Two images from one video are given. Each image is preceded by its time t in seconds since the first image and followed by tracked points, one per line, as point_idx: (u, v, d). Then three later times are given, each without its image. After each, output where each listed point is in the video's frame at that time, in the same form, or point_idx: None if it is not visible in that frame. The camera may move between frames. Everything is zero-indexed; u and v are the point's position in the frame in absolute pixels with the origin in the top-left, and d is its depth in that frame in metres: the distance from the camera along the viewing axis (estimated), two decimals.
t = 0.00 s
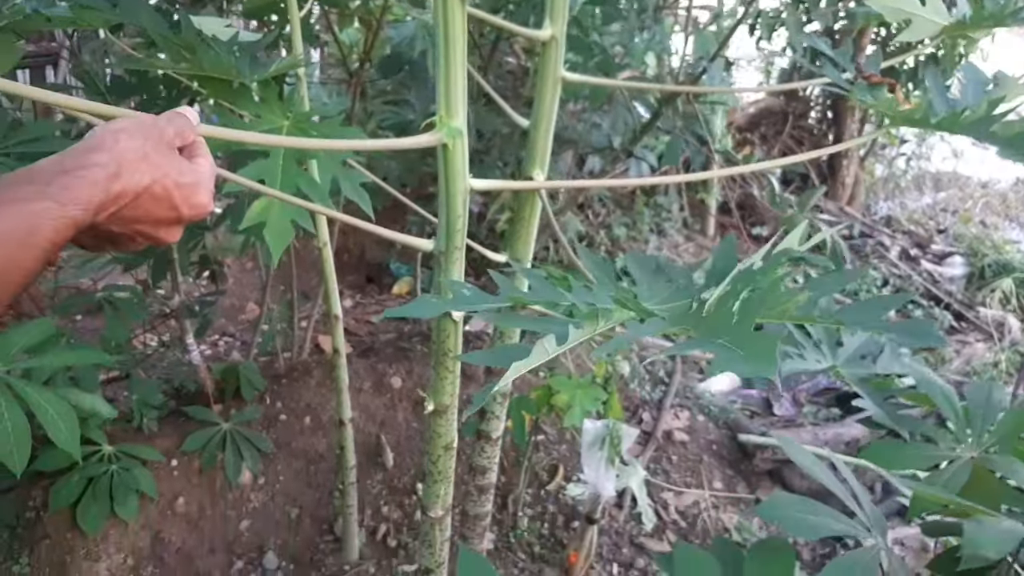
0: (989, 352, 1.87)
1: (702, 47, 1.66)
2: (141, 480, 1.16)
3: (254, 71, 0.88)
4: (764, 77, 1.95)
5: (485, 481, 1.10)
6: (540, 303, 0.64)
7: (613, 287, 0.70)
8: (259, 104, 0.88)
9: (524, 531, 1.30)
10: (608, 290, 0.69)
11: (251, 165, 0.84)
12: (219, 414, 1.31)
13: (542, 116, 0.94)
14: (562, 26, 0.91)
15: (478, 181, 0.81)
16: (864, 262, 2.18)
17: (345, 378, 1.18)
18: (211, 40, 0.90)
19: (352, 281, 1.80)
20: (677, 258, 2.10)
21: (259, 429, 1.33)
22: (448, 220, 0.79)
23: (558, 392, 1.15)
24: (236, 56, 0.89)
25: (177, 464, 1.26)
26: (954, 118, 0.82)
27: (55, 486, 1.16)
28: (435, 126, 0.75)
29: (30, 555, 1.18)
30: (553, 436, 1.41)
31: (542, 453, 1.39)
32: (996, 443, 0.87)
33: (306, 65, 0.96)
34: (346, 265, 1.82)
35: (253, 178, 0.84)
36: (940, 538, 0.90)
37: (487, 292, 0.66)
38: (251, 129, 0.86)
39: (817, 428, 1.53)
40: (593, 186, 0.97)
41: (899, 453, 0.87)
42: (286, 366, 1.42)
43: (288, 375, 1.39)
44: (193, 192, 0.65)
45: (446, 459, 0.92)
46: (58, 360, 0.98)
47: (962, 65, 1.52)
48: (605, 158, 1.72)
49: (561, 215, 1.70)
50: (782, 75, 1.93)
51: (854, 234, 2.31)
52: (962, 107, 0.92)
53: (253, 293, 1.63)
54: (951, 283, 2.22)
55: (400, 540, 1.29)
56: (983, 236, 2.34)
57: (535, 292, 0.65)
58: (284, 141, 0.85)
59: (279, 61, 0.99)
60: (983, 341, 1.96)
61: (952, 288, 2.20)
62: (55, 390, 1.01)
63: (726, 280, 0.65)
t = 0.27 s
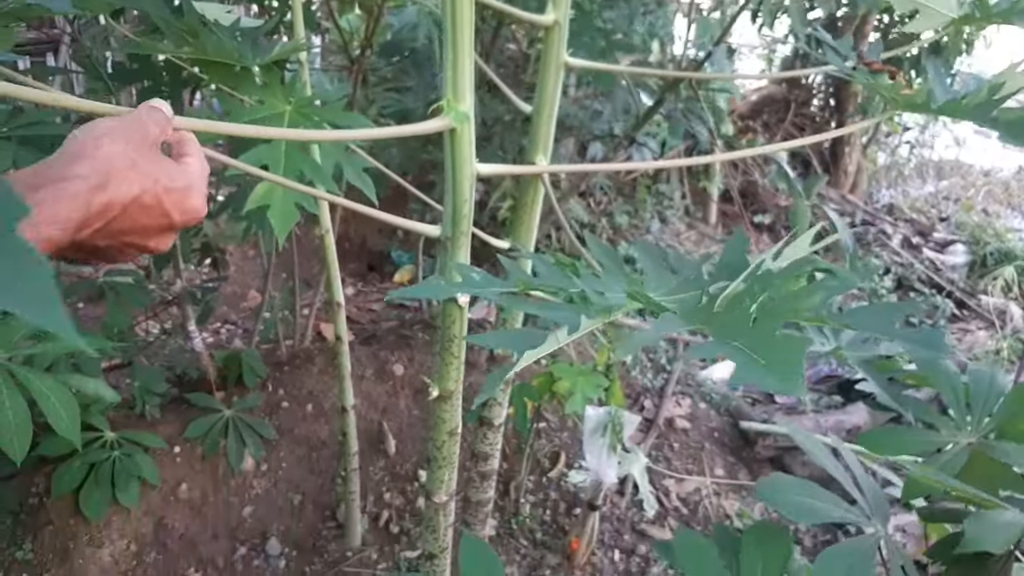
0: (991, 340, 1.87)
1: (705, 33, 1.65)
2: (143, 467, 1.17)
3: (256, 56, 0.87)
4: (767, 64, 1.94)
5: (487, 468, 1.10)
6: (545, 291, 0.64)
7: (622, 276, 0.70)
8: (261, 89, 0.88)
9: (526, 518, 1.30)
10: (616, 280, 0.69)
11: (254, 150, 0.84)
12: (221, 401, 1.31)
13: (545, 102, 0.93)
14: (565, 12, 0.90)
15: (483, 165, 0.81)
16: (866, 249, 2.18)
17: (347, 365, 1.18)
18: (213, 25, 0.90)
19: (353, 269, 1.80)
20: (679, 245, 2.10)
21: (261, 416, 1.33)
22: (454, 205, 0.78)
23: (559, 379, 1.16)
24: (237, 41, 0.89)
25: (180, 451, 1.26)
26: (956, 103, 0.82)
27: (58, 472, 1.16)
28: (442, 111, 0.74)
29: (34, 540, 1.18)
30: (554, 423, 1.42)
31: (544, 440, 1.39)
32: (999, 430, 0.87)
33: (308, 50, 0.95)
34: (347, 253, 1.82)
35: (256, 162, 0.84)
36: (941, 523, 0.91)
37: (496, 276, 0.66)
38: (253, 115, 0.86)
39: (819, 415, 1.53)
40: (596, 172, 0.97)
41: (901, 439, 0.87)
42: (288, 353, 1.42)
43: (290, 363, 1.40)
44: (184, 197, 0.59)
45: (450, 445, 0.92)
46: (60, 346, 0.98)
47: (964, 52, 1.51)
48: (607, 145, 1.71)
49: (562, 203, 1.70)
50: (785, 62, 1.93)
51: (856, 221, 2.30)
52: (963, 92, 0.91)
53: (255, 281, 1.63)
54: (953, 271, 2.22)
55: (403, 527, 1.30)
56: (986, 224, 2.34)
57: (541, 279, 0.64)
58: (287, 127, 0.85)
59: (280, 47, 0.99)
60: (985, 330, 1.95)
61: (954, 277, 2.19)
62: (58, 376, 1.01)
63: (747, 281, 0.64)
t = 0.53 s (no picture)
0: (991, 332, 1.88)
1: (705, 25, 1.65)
2: (144, 461, 1.17)
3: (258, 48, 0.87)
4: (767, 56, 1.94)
5: (489, 459, 1.10)
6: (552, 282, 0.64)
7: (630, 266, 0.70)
8: (264, 81, 0.88)
9: (527, 509, 1.30)
10: (623, 271, 0.69)
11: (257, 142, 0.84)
12: (223, 393, 1.32)
13: (549, 92, 0.94)
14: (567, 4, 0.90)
15: (489, 156, 0.81)
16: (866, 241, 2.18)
17: (349, 357, 1.18)
18: (215, 17, 0.90)
19: (355, 262, 1.81)
20: (679, 237, 2.10)
21: (263, 408, 1.33)
22: (461, 196, 0.79)
23: (561, 371, 1.16)
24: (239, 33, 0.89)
25: (182, 443, 1.27)
26: (951, 87, 0.83)
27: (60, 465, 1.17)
28: (450, 101, 0.74)
29: (37, 532, 1.18)
30: (556, 415, 1.42)
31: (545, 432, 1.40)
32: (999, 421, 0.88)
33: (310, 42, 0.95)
34: (349, 246, 1.82)
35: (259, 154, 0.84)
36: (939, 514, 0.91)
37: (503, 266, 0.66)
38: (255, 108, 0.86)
39: (819, 406, 1.54)
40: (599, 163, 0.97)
41: (902, 431, 0.88)
42: (290, 346, 1.42)
43: (292, 355, 1.40)
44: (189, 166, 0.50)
45: (453, 436, 0.92)
46: (64, 338, 0.98)
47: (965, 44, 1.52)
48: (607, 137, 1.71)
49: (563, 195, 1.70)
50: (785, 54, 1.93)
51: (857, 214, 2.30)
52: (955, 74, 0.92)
53: (257, 273, 1.63)
54: (953, 263, 2.22)
55: (404, 518, 1.30)
56: (986, 216, 2.34)
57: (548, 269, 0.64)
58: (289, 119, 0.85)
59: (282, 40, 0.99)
60: (985, 321, 1.96)
61: (954, 269, 2.19)
62: (61, 367, 1.01)
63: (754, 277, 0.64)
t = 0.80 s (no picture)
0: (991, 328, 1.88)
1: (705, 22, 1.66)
2: (151, 456, 1.19)
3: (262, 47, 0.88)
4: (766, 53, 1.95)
5: (491, 455, 1.11)
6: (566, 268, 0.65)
7: (642, 253, 0.71)
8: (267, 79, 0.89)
9: (529, 504, 1.31)
10: (634, 259, 0.70)
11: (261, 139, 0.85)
12: (227, 390, 1.32)
13: (550, 90, 0.94)
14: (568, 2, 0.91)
15: (491, 153, 0.82)
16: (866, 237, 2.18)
17: (352, 353, 1.18)
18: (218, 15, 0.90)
19: (356, 259, 1.81)
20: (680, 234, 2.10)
21: (266, 405, 1.34)
22: (465, 192, 0.79)
23: (562, 366, 1.17)
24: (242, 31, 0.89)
25: (186, 440, 1.27)
26: (949, 83, 0.83)
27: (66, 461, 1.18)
28: (453, 100, 0.75)
29: (42, 528, 1.18)
30: (557, 411, 1.43)
31: (546, 428, 1.40)
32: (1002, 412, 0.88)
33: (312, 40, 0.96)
34: (350, 242, 1.83)
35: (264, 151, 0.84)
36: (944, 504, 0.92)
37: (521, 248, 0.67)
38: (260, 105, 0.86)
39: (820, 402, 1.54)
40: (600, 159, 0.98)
41: (905, 421, 0.89)
42: (292, 343, 1.42)
43: (295, 352, 1.41)
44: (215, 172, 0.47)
45: (458, 430, 0.93)
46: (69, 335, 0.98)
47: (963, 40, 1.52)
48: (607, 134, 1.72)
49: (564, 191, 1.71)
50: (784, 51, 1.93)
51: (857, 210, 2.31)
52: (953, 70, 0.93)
53: (258, 271, 1.64)
54: (953, 259, 2.22)
55: (407, 513, 1.31)
56: (985, 212, 2.35)
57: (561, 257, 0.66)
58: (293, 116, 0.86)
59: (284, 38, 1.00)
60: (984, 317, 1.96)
61: (954, 264, 2.20)
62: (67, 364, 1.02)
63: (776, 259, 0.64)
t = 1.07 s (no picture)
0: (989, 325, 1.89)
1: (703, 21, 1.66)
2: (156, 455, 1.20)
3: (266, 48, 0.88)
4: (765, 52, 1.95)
5: (494, 453, 1.11)
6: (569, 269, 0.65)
7: (643, 253, 0.71)
8: (270, 81, 0.89)
9: (531, 502, 1.31)
10: (634, 258, 0.71)
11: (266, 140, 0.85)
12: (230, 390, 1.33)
13: (550, 90, 0.95)
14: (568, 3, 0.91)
15: (493, 153, 0.82)
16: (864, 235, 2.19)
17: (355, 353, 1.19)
18: (221, 18, 0.91)
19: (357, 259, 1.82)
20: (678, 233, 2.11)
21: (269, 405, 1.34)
22: (467, 192, 0.80)
23: (563, 365, 1.17)
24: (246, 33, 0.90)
25: (190, 440, 1.28)
26: (948, 80, 0.84)
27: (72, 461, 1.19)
28: (455, 100, 0.76)
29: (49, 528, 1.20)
30: (557, 410, 1.44)
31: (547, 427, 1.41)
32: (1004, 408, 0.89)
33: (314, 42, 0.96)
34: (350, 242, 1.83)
35: (269, 152, 0.85)
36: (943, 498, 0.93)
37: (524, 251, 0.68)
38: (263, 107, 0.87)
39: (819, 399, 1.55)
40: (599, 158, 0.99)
41: (898, 416, 0.90)
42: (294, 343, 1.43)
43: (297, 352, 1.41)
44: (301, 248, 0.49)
45: (461, 428, 0.93)
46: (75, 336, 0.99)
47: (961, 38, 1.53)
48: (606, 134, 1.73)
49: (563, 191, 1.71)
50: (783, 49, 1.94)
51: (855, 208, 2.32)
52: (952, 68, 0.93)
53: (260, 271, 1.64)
54: (951, 257, 2.23)
55: (410, 512, 1.31)
56: (983, 210, 2.35)
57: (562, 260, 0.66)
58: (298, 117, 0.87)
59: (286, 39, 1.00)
60: (983, 314, 1.97)
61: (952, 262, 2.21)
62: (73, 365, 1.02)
63: (776, 266, 0.65)
